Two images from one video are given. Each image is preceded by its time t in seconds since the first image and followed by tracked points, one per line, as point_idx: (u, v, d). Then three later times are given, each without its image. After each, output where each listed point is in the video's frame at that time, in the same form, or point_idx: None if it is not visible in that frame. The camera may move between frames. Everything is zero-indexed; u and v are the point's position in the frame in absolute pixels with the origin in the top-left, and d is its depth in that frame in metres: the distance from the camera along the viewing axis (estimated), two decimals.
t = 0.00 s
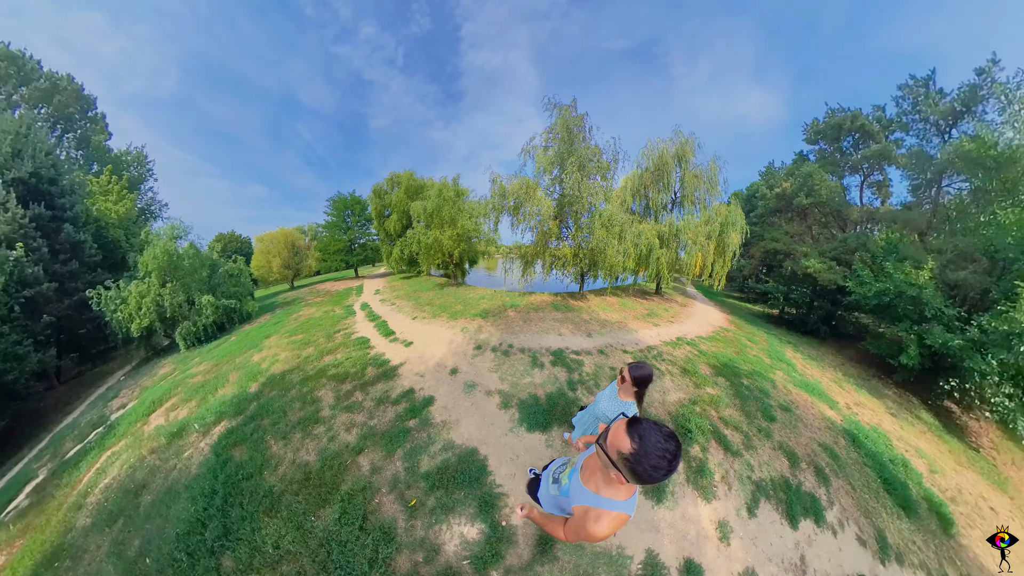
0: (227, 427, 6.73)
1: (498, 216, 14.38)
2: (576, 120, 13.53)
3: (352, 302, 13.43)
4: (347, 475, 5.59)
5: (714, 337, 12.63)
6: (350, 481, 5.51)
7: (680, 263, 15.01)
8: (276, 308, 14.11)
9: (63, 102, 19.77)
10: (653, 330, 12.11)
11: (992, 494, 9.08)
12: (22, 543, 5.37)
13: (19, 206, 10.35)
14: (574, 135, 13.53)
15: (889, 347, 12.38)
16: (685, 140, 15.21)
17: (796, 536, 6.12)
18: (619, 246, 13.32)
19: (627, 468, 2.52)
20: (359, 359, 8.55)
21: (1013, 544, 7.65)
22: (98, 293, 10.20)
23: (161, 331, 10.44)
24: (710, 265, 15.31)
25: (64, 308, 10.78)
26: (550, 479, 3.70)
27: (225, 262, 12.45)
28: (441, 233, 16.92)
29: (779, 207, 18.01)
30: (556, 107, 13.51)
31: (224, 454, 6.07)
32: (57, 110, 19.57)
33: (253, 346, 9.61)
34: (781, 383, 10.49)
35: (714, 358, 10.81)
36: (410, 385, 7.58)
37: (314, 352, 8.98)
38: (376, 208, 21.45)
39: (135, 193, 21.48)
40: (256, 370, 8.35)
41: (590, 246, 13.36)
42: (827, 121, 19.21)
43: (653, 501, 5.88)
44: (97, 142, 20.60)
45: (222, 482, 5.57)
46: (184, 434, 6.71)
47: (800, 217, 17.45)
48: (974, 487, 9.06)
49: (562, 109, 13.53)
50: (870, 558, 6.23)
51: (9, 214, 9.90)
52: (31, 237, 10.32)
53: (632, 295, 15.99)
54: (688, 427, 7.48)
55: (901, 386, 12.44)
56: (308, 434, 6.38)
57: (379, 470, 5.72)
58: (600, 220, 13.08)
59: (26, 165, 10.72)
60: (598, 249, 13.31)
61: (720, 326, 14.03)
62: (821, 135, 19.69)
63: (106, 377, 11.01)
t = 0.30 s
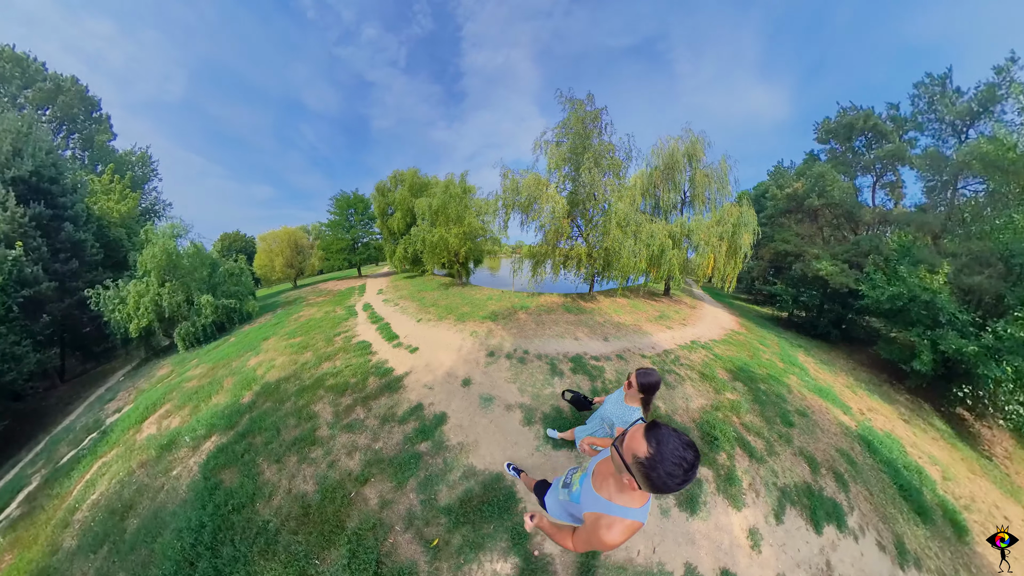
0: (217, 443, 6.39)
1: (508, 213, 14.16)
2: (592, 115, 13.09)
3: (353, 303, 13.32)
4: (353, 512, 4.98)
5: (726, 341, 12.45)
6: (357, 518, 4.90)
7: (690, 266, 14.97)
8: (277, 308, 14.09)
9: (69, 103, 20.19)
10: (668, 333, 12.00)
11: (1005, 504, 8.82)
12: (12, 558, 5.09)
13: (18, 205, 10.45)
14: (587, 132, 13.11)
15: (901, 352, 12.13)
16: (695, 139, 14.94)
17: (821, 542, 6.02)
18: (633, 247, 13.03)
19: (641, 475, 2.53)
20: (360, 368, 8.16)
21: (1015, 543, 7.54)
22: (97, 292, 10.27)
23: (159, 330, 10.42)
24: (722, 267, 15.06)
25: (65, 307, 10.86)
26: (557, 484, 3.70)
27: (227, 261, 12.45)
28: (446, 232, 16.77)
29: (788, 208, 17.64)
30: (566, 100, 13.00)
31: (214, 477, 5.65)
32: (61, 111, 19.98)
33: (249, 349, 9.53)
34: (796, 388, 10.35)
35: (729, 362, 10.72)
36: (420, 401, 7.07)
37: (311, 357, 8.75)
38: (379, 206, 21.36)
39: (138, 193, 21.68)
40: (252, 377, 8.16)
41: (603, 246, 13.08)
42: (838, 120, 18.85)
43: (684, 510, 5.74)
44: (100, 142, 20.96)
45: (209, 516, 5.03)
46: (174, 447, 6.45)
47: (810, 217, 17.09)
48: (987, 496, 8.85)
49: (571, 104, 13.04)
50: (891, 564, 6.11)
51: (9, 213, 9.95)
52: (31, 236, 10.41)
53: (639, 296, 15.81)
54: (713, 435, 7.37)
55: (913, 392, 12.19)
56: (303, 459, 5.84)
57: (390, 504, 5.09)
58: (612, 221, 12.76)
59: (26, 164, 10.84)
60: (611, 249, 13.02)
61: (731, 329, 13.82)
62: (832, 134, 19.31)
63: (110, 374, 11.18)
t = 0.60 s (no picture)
0: (211, 460, 6.15)
1: (518, 211, 13.91)
2: (606, 111, 12.82)
3: (355, 303, 13.26)
4: (366, 549, 4.74)
5: (737, 345, 12.31)
6: (371, 557, 4.66)
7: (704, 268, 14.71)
8: (280, 308, 14.13)
9: (73, 103, 20.54)
10: (681, 337, 11.91)
11: (1016, 514, 8.64)
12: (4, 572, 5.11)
13: (19, 205, 10.62)
14: (599, 128, 12.93)
15: (912, 358, 11.89)
16: (705, 138, 14.55)
17: (839, 548, 6.02)
18: (648, 248, 12.84)
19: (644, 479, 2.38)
20: (362, 379, 7.86)
21: (1014, 543, 7.61)
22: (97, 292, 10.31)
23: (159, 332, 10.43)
24: (734, 269, 14.87)
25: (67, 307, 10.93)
26: (557, 478, 3.54)
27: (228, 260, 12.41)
28: (452, 230, 16.67)
29: (799, 210, 17.32)
30: (578, 95, 12.77)
31: (207, 503, 5.40)
32: (65, 112, 20.33)
33: (248, 352, 9.47)
34: (808, 395, 10.24)
35: (743, 367, 10.63)
36: (432, 418, 6.72)
37: (310, 363, 8.60)
38: (382, 204, 21.29)
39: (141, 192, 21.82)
40: (247, 384, 8.03)
41: (615, 247, 12.87)
42: (850, 120, 18.52)
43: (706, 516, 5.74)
44: (105, 142, 21.28)
45: (203, 551, 4.80)
46: (166, 462, 6.29)
47: (820, 219, 16.78)
48: (999, 506, 8.67)
49: (583, 98, 12.79)
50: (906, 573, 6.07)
51: (9, 213, 10.09)
52: (32, 236, 10.53)
53: (647, 298, 15.64)
54: (734, 442, 7.26)
55: (924, 400, 11.96)
56: (303, 487, 5.52)
57: (406, 539, 4.86)
58: (625, 220, 12.54)
59: (27, 164, 10.99)
60: (625, 250, 12.79)
61: (741, 333, 13.64)
62: (844, 134, 18.96)
63: (113, 373, 11.34)
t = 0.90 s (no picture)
0: (202, 480, 5.84)
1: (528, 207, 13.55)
2: (621, 106, 12.48)
3: (356, 304, 13.25)
4: None
5: (749, 349, 12.19)
6: None
7: (717, 269, 14.53)
8: (280, 308, 14.21)
9: (76, 104, 20.75)
10: (693, 340, 11.85)
11: None
12: None
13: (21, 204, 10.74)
14: (611, 125, 12.71)
15: (924, 364, 11.66)
16: (715, 137, 14.22)
17: (858, 554, 6.08)
18: (663, 249, 12.65)
19: (644, 468, 2.46)
20: (361, 391, 7.55)
21: (1014, 543, 7.57)
22: (97, 292, 10.29)
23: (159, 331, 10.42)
24: (745, 271, 14.74)
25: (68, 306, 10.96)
26: (560, 471, 3.61)
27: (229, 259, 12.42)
28: (457, 228, 16.57)
29: (809, 210, 16.93)
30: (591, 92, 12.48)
31: (198, 531, 5.03)
32: (68, 112, 20.49)
33: (246, 355, 9.42)
34: (821, 399, 10.18)
35: (757, 371, 10.58)
36: (444, 436, 6.39)
37: (307, 369, 8.43)
38: (385, 203, 21.20)
39: (145, 192, 21.95)
40: (243, 389, 7.95)
41: (628, 247, 12.43)
42: (862, 119, 18.20)
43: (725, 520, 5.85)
44: (108, 142, 21.51)
45: None
46: (158, 474, 6.05)
47: (831, 221, 16.47)
48: (1012, 516, 8.45)
49: (596, 95, 12.51)
50: None
51: (9, 213, 10.17)
52: (33, 235, 10.64)
53: (654, 299, 15.47)
54: (755, 449, 7.26)
55: (936, 407, 11.72)
56: (303, 517, 5.11)
57: None
58: (635, 218, 12.25)
59: (29, 163, 11.11)
60: (639, 250, 12.44)
61: (752, 336, 13.46)
62: (855, 134, 18.63)
63: (114, 373, 11.46)
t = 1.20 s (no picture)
0: (195, 504, 5.65)
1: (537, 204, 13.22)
2: (634, 104, 12.16)
3: (358, 305, 13.24)
4: None
5: (760, 353, 12.13)
6: None
7: (729, 271, 14.33)
8: (282, 308, 14.27)
9: (80, 106, 20.99)
10: (706, 344, 11.83)
11: None
12: None
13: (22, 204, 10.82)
14: (630, 122, 12.33)
15: (937, 371, 11.48)
16: (725, 135, 13.98)
17: (875, 562, 6.12)
18: (680, 253, 12.48)
19: (644, 453, 2.41)
20: (364, 404, 7.34)
21: (1014, 543, 7.57)
22: (97, 292, 10.36)
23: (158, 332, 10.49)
24: (755, 273, 14.64)
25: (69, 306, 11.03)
26: (562, 472, 3.57)
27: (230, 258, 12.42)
28: (464, 226, 16.42)
29: (819, 211, 16.58)
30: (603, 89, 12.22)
31: (191, 565, 4.83)
32: (72, 113, 20.68)
33: (243, 358, 9.40)
34: (834, 405, 10.08)
35: (770, 377, 10.51)
36: (461, 459, 6.14)
37: (304, 378, 8.25)
38: (389, 201, 21.07)
39: (149, 191, 22.02)
40: (238, 394, 7.93)
41: (643, 248, 12.25)
42: (874, 119, 17.85)
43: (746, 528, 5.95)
44: (111, 143, 21.69)
45: None
46: (149, 492, 5.97)
47: (842, 223, 16.12)
48: None
49: (609, 92, 12.22)
50: None
51: (11, 213, 10.26)
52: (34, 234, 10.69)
53: (662, 301, 15.34)
54: (774, 456, 7.30)
55: (947, 415, 11.49)
56: (307, 554, 4.89)
57: None
58: (647, 218, 12.04)
59: (30, 163, 11.14)
60: (654, 254, 12.31)
61: (763, 340, 13.28)
62: (867, 133, 18.26)
63: (117, 373, 11.63)
